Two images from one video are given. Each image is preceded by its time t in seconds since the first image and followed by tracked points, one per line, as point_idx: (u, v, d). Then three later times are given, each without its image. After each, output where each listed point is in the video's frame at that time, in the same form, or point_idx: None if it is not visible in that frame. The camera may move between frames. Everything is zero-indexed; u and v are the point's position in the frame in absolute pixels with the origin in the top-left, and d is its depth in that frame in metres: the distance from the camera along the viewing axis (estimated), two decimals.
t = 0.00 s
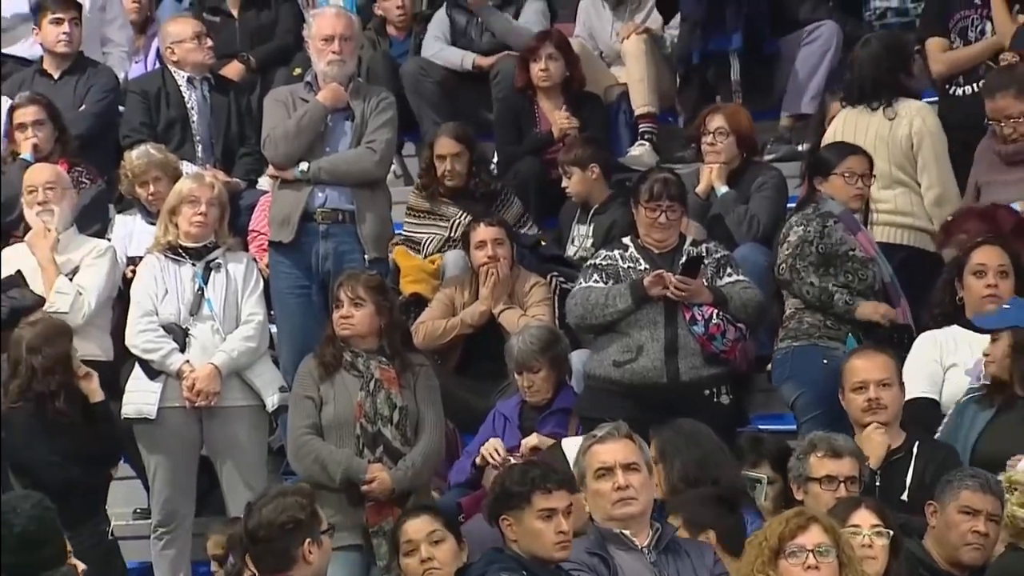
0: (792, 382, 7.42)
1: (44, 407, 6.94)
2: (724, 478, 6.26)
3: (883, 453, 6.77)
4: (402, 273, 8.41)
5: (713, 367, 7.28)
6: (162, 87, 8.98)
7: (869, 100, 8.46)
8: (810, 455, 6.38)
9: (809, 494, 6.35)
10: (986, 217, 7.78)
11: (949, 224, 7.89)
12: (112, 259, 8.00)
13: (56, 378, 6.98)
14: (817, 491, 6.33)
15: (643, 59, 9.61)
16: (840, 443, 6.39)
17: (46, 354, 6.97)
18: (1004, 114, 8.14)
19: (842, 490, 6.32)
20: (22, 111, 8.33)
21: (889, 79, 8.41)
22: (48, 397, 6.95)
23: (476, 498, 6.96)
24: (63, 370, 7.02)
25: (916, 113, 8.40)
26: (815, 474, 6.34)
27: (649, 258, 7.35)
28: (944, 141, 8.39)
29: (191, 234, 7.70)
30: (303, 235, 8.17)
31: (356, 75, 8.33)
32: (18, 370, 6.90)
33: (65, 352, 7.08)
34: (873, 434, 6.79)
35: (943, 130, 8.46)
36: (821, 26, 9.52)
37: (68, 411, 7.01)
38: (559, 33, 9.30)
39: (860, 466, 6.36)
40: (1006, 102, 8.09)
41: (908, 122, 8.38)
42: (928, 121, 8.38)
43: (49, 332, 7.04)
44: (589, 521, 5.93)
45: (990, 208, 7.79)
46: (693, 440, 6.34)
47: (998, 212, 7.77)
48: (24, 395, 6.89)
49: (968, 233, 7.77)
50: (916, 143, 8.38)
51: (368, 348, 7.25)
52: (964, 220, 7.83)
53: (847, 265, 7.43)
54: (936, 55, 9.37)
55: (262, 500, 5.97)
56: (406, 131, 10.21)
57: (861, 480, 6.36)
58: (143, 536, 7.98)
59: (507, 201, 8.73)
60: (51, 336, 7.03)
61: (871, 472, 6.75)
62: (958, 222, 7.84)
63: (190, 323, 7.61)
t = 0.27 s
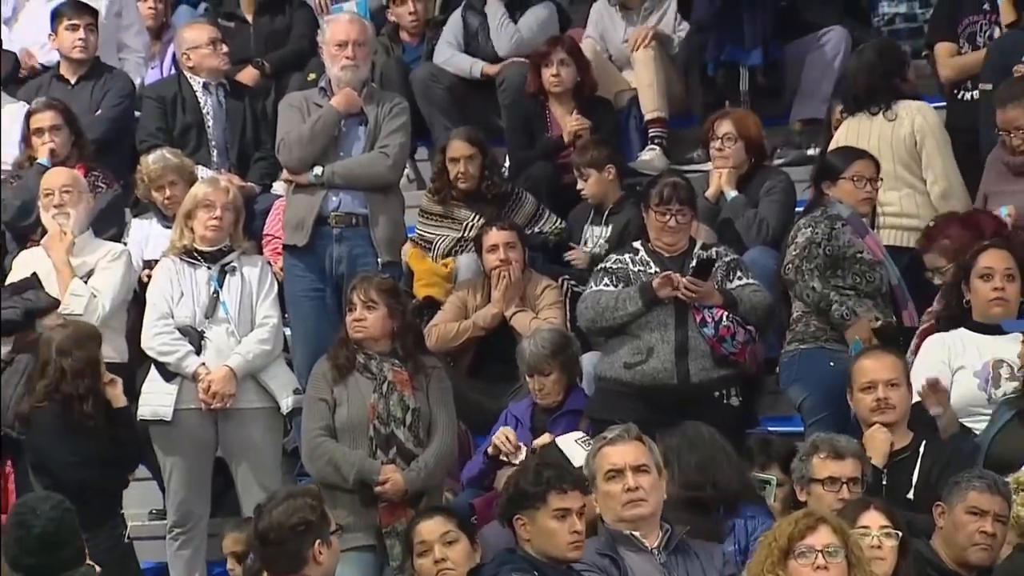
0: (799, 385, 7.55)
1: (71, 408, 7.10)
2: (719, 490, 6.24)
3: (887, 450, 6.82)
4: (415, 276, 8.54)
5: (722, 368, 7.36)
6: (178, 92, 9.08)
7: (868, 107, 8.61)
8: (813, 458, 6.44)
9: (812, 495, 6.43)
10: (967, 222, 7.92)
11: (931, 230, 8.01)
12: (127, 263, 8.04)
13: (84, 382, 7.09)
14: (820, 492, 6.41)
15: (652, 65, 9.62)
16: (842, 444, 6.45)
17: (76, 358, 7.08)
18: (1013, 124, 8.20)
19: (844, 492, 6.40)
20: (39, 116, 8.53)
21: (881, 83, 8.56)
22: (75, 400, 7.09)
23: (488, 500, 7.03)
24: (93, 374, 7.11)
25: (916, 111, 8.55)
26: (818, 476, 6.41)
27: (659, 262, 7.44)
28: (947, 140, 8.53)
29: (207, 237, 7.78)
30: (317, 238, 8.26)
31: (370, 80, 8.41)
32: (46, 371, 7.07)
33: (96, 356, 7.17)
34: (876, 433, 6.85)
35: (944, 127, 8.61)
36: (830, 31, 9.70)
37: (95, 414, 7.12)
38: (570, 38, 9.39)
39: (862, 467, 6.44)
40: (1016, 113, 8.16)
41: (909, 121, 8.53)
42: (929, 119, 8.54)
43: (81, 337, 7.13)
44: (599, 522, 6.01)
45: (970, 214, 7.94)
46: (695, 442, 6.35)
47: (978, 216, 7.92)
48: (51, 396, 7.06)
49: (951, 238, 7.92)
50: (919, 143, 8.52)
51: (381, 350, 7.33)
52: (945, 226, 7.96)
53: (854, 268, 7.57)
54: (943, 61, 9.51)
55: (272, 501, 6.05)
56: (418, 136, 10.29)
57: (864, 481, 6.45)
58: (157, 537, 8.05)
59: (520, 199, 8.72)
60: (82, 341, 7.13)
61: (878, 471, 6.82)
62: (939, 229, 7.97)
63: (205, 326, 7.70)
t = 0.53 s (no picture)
0: (807, 386, 7.67)
1: (92, 409, 7.18)
2: (729, 490, 6.31)
3: (891, 448, 6.89)
4: (426, 278, 8.60)
5: (730, 370, 7.41)
6: (191, 96, 9.16)
7: (868, 112, 8.77)
8: (819, 458, 6.51)
9: (818, 496, 6.49)
10: (954, 228, 8.05)
11: (918, 238, 8.11)
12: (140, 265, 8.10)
13: (109, 386, 7.19)
14: (826, 493, 6.47)
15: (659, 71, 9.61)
16: (847, 444, 6.52)
17: (103, 361, 7.19)
18: (1004, 150, 8.31)
19: (850, 492, 6.46)
20: (52, 120, 8.58)
21: (879, 88, 8.73)
22: (99, 402, 7.18)
23: (499, 501, 7.10)
24: (116, 378, 7.22)
25: (918, 112, 8.74)
26: (824, 476, 6.48)
27: (668, 264, 7.51)
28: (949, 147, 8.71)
29: (219, 240, 7.85)
30: (329, 241, 8.33)
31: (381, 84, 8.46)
32: (72, 371, 7.19)
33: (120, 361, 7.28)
34: (881, 431, 6.91)
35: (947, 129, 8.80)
36: (836, 32, 9.75)
37: (119, 417, 7.21)
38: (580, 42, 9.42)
39: (867, 468, 6.50)
40: (1009, 137, 8.28)
41: (912, 122, 8.71)
42: (931, 120, 8.72)
43: (108, 341, 7.24)
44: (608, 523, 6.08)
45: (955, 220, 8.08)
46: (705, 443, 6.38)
47: (964, 222, 8.07)
48: (73, 395, 7.16)
49: (937, 245, 8.02)
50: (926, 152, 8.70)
51: (392, 352, 7.39)
52: (933, 233, 8.07)
53: (866, 270, 7.76)
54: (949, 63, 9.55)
55: (281, 501, 6.12)
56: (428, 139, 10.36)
57: (867, 481, 6.51)
58: (168, 537, 8.11)
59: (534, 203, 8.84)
60: (108, 344, 7.24)
61: (883, 469, 6.89)
62: (926, 237, 8.08)
63: (218, 327, 7.78)
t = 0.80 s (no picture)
0: (817, 388, 7.77)
1: (113, 411, 7.27)
2: (743, 487, 6.42)
3: (903, 449, 6.95)
4: (441, 281, 8.66)
5: (739, 372, 7.47)
6: (205, 100, 9.22)
7: (873, 117, 8.91)
8: (826, 459, 6.56)
9: (826, 497, 6.55)
10: (948, 233, 8.05)
11: (910, 245, 8.06)
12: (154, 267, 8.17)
13: (131, 388, 7.29)
14: (834, 494, 6.53)
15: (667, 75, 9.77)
16: (855, 446, 6.58)
17: (125, 363, 7.30)
18: (975, 175, 8.41)
19: (858, 493, 6.52)
20: (67, 124, 8.64)
21: (884, 95, 8.87)
22: (121, 404, 7.27)
23: (511, 501, 7.17)
24: (138, 381, 7.32)
25: (923, 119, 8.80)
26: (832, 477, 6.53)
27: (677, 267, 7.57)
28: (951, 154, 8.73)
29: (233, 243, 7.92)
30: (342, 244, 8.41)
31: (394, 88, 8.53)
32: (94, 372, 7.29)
33: (143, 364, 7.37)
34: (894, 431, 6.95)
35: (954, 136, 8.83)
36: (840, 34, 9.88)
37: (142, 419, 7.29)
38: (591, 47, 9.51)
39: (874, 469, 6.56)
40: (978, 163, 8.38)
41: (916, 127, 8.78)
42: (935, 126, 8.77)
43: (130, 343, 7.34)
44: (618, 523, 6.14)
45: (947, 224, 8.09)
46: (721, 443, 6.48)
47: (956, 228, 8.09)
48: (93, 396, 7.26)
49: (931, 252, 7.99)
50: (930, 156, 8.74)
51: (405, 353, 7.46)
52: (926, 239, 8.04)
53: (876, 273, 7.82)
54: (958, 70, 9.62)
55: (296, 502, 6.19)
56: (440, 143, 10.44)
57: (875, 482, 6.57)
58: (183, 538, 8.16)
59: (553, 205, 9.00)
60: (130, 347, 7.34)
61: (894, 469, 6.95)
62: (920, 244, 8.04)
63: (232, 329, 7.84)
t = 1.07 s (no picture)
0: (822, 389, 7.88)
1: (123, 412, 7.34)
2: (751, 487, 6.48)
3: (912, 453, 7.03)
4: (453, 286, 8.77)
5: (744, 374, 7.55)
6: (216, 104, 9.29)
7: (888, 118, 9.11)
8: (830, 460, 6.64)
9: (829, 497, 6.62)
10: (944, 240, 8.06)
11: (905, 251, 8.07)
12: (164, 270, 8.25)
13: (140, 389, 7.34)
14: (837, 494, 6.60)
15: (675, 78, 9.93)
16: (858, 447, 6.65)
17: (133, 364, 7.34)
18: (965, 165, 8.62)
19: (861, 493, 6.59)
20: (79, 128, 8.72)
21: (903, 98, 9.10)
22: (130, 404, 7.33)
23: (520, 503, 7.26)
24: (146, 381, 7.37)
25: (932, 127, 9.00)
26: (835, 478, 6.60)
27: (683, 270, 7.64)
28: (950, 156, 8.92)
29: (244, 245, 8.01)
30: (351, 247, 8.46)
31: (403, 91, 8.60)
32: (104, 374, 7.36)
33: (151, 364, 7.42)
34: (905, 436, 7.03)
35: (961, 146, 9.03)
36: (849, 42, 9.87)
37: (150, 419, 7.35)
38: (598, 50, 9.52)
39: (878, 469, 6.63)
40: (969, 153, 8.59)
41: (925, 135, 8.97)
42: (943, 135, 8.97)
43: (137, 345, 7.39)
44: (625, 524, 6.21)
45: (943, 230, 8.11)
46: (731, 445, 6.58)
47: (952, 234, 8.10)
48: (102, 398, 7.34)
49: (925, 257, 8.00)
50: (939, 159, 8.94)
51: (412, 356, 7.51)
52: (923, 244, 8.06)
53: (882, 275, 7.92)
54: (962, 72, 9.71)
55: (307, 504, 6.28)
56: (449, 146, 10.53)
57: (879, 483, 6.64)
58: (193, 538, 8.25)
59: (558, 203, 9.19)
60: (138, 348, 7.39)
61: (902, 472, 7.03)
62: (915, 249, 8.04)
63: (242, 331, 7.92)
